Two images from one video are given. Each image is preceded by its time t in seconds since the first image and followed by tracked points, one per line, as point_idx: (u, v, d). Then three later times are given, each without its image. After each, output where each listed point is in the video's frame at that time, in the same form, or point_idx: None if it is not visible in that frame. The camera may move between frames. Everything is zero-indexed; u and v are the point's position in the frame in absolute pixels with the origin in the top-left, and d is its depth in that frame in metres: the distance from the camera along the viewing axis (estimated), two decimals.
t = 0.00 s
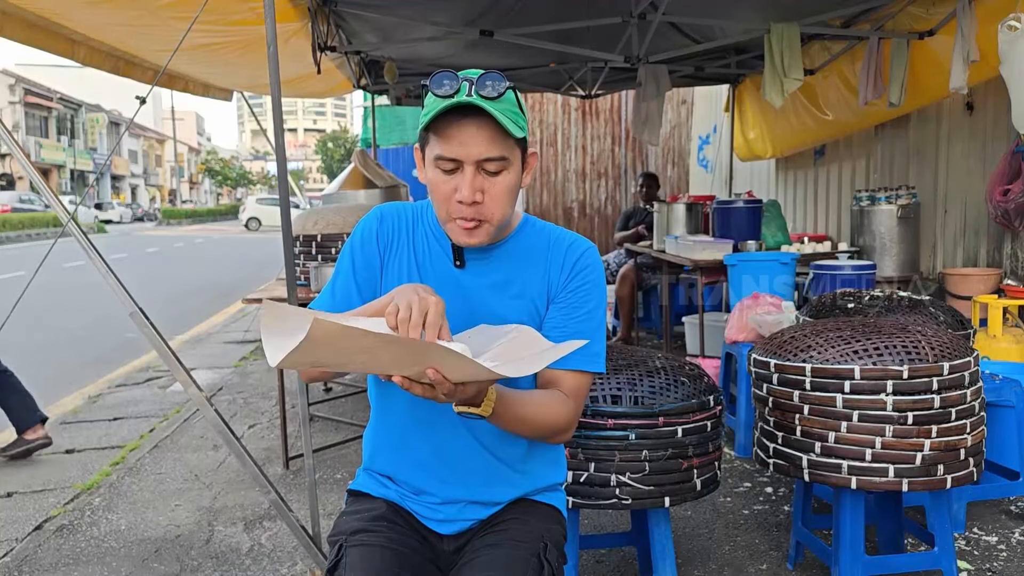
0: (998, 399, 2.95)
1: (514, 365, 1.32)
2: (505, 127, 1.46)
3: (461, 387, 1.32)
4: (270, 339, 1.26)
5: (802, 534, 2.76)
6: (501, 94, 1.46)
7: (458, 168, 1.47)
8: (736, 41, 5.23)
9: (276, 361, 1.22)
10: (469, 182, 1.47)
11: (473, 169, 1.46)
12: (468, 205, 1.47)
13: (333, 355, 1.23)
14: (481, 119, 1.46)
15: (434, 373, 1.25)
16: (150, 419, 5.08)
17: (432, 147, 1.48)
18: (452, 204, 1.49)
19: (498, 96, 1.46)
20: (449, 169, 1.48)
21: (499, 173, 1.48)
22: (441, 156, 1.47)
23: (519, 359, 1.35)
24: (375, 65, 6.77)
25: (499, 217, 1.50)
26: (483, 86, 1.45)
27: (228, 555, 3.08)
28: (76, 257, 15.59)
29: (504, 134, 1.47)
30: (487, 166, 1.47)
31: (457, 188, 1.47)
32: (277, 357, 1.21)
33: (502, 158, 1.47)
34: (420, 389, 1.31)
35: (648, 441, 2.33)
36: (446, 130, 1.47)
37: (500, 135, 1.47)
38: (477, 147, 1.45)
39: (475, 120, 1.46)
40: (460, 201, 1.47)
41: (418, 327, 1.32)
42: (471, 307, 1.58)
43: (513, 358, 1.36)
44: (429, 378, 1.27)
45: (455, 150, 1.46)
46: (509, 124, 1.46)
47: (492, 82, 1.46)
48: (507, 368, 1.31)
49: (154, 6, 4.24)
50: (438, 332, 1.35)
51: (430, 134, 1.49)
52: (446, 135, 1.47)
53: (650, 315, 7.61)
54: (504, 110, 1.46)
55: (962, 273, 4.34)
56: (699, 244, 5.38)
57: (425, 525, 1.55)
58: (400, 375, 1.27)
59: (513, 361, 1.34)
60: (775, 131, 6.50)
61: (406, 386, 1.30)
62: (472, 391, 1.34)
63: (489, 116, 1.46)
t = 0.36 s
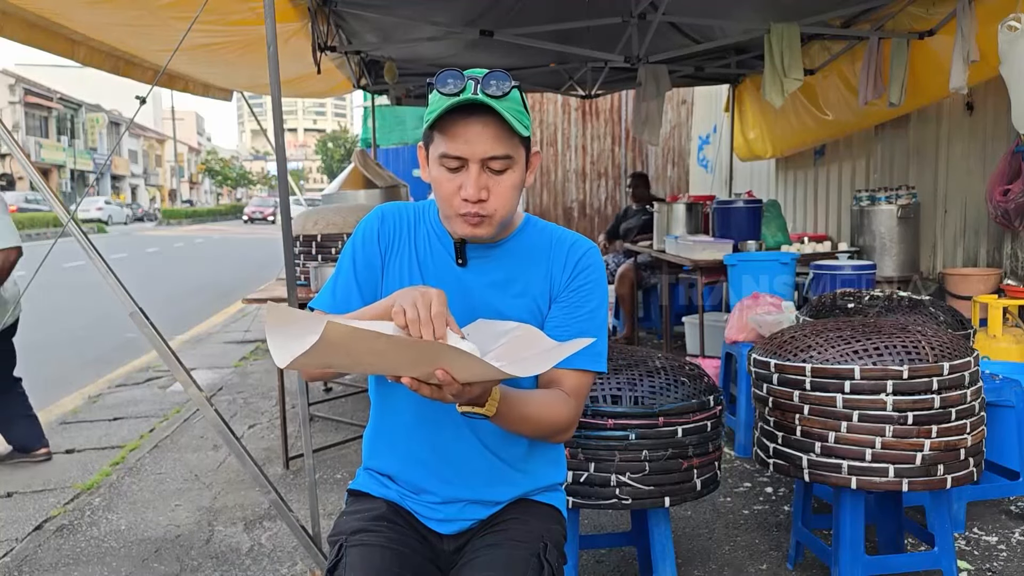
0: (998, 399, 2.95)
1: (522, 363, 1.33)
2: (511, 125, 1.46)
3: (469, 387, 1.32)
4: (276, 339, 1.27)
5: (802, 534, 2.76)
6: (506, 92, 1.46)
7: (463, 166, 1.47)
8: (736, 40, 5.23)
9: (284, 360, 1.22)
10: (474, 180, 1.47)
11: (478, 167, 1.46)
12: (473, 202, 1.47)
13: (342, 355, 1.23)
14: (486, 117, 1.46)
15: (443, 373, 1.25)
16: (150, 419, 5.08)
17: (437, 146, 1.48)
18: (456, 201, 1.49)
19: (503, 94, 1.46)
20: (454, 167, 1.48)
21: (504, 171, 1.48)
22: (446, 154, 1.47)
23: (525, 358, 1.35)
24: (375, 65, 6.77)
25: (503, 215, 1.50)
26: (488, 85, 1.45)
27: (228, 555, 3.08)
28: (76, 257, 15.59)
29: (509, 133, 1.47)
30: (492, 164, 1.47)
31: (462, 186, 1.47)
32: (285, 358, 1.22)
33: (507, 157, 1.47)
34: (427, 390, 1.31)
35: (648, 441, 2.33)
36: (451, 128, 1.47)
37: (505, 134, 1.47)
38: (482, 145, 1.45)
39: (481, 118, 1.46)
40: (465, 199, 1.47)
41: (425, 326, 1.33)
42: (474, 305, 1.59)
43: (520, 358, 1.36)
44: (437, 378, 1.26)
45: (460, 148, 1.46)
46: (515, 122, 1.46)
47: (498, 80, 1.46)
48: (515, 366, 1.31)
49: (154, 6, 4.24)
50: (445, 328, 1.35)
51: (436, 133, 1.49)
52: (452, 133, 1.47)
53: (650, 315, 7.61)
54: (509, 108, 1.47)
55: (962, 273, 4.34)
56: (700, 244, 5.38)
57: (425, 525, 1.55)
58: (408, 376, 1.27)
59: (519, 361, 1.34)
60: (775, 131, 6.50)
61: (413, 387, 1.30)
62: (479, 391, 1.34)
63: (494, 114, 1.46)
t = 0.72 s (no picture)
0: (998, 399, 2.95)
1: (524, 363, 1.32)
2: (514, 125, 1.46)
3: (470, 389, 1.31)
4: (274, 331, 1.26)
5: (802, 534, 2.76)
6: (510, 92, 1.46)
7: (467, 164, 1.47)
8: (736, 40, 5.23)
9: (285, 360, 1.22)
10: (477, 178, 1.47)
11: (482, 165, 1.46)
12: (476, 200, 1.47)
13: (346, 356, 1.23)
14: (490, 116, 1.46)
15: (445, 375, 1.25)
16: (150, 419, 5.08)
17: (441, 143, 1.49)
18: (459, 200, 1.49)
19: (507, 93, 1.46)
20: (458, 165, 1.48)
21: (507, 170, 1.48)
22: (450, 152, 1.47)
23: (527, 358, 1.35)
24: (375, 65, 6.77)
25: (505, 213, 1.50)
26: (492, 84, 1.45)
27: (228, 555, 3.08)
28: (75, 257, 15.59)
29: (513, 131, 1.48)
30: (495, 162, 1.47)
31: (465, 184, 1.47)
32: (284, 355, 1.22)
33: (510, 155, 1.47)
34: (430, 391, 1.31)
35: (648, 441, 2.33)
36: (455, 126, 1.47)
37: (509, 132, 1.47)
38: (486, 144, 1.46)
39: (485, 116, 1.47)
40: (468, 196, 1.47)
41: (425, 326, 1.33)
42: (475, 304, 1.58)
43: (522, 358, 1.35)
44: (438, 380, 1.27)
45: (464, 146, 1.46)
46: (518, 121, 1.46)
47: (501, 80, 1.46)
48: (518, 365, 1.30)
49: (154, 6, 4.24)
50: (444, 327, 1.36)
51: (439, 131, 1.49)
52: (455, 131, 1.47)
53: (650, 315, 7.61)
54: (513, 108, 1.47)
55: (962, 273, 4.34)
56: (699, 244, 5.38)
57: (425, 525, 1.55)
58: (411, 377, 1.27)
59: (520, 362, 1.33)
60: (775, 131, 6.50)
61: (415, 388, 1.30)
62: (480, 393, 1.34)
63: (499, 112, 1.47)
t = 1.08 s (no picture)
0: (998, 399, 2.95)
1: (526, 371, 1.33)
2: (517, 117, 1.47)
3: (469, 394, 1.32)
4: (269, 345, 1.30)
5: (802, 534, 2.76)
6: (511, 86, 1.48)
7: (468, 156, 1.48)
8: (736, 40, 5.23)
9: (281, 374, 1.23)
10: (478, 169, 1.47)
11: (482, 156, 1.46)
12: (476, 190, 1.47)
13: (347, 360, 1.22)
14: (493, 108, 1.47)
15: (444, 380, 1.26)
16: (150, 419, 5.08)
17: (442, 135, 1.49)
18: (459, 192, 1.48)
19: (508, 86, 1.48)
20: (459, 157, 1.48)
21: (508, 162, 1.48)
22: (451, 143, 1.47)
23: (529, 366, 1.35)
24: (375, 65, 6.77)
25: (506, 206, 1.50)
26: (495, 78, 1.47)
27: (228, 555, 3.08)
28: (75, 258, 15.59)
29: (514, 123, 1.48)
30: (496, 154, 1.47)
31: (465, 176, 1.47)
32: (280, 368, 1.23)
33: (512, 147, 1.48)
34: (429, 397, 1.31)
35: (648, 441, 2.33)
36: (457, 118, 1.48)
37: (510, 124, 1.47)
38: (488, 135, 1.46)
39: (487, 108, 1.47)
40: (468, 187, 1.47)
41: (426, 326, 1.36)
42: (475, 304, 1.58)
43: (523, 365, 1.36)
44: (439, 385, 1.27)
45: (465, 137, 1.47)
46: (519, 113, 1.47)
47: (502, 74, 1.48)
48: (521, 375, 1.31)
49: (153, 6, 4.24)
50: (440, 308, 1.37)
51: (441, 124, 1.50)
52: (457, 122, 1.48)
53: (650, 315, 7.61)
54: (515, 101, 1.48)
55: (962, 273, 4.34)
56: (699, 244, 5.38)
57: (425, 525, 1.55)
58: (410, 382, 1.27)
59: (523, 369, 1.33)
60: (775, 131, 6.50)
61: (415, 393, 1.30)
62: (480, 398, 1.34)
63: (501, 104, 1.47)
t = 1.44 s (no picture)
0: (998, 399, 2.95)
1: (525, 374, 1.32)
2: (510, 109, 1.48)
3: (466, 397, 1.31)
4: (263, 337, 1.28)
5: (802, 534, 2.76)
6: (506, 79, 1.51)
7: (460, 146, 1.49)
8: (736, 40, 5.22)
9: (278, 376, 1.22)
10: (468, 159, 1.48)
11: (473, 146, 1.48)
12: (465, 180, 1.47)
13: (346, 363, 1.22)
14: (486, 101, 1.49)
15: (440, 383, 1.25)
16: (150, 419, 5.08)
17: (436, 127, 1.51)
18: (450, 181, 1.49)
19: (501, 81, 1.51)
20: (451, 149, 1.50)
21: (500, 154, 1.49)
22: (443, 133, 1.49)
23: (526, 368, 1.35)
24: (375, 66, 6.77)
25: (496, 197, 1.50)
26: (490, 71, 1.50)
27: (228, 555, 3.08)
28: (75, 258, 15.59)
29: (507, 115, 1.49)
30: (488, 145, 1.48)
31: (456, 165, 1.48)
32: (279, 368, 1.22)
33: (503, 139, 1.48)
34: (425, 400, 1.30)
35: (648, 441, 2.33)
36: (450, 110, 1.50)
37: (503, 115, 1.49)
38: (479, 126, 1.47)
39: (480, 100, 1.49)
40: (458, 176, 1.47)
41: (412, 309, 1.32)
42: (472, 303, 1.58)
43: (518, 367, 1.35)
44: (434, 389, 1.27)
45: (456, 128, 1.49)
46: (512, 105, 1.48)
47: (496, 69, 1.52)
48: (518, 378, 1.30)
49: (154, 5, 4.23)
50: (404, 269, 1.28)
51: (437, 117, 1.52)
52: (451, 113, 1.50)
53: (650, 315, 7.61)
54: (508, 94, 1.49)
55: (962, 273, 4.34)
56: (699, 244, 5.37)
57: (425, 525, 1.55)
58: (406, 386, 1.27)
59: (521, 373, 1.33)
60: (775, 131, 6.50)
61: (412, 397, 1.29)
62: (478, 400, 1.34)
63: (494, 97, 1.49)
